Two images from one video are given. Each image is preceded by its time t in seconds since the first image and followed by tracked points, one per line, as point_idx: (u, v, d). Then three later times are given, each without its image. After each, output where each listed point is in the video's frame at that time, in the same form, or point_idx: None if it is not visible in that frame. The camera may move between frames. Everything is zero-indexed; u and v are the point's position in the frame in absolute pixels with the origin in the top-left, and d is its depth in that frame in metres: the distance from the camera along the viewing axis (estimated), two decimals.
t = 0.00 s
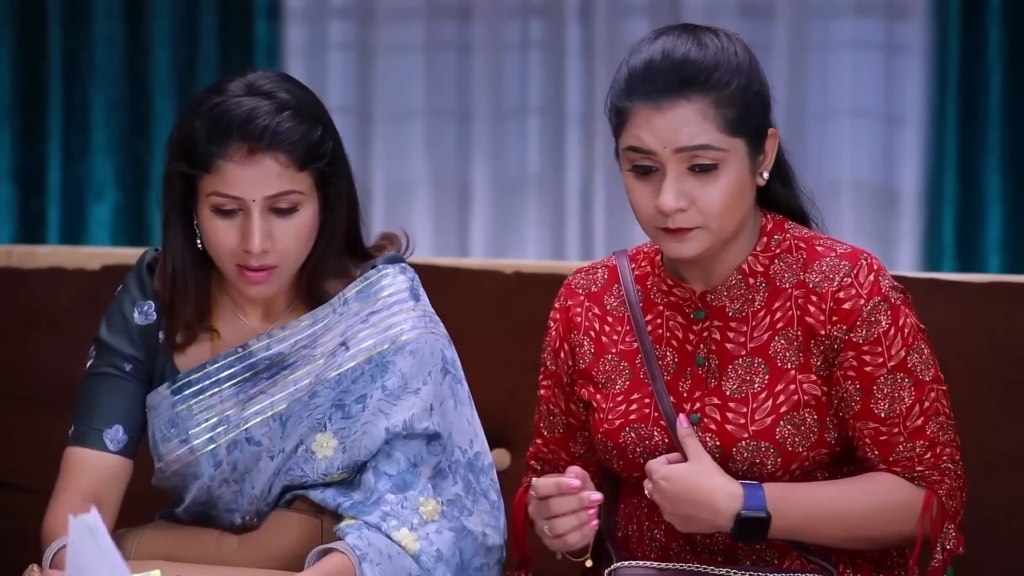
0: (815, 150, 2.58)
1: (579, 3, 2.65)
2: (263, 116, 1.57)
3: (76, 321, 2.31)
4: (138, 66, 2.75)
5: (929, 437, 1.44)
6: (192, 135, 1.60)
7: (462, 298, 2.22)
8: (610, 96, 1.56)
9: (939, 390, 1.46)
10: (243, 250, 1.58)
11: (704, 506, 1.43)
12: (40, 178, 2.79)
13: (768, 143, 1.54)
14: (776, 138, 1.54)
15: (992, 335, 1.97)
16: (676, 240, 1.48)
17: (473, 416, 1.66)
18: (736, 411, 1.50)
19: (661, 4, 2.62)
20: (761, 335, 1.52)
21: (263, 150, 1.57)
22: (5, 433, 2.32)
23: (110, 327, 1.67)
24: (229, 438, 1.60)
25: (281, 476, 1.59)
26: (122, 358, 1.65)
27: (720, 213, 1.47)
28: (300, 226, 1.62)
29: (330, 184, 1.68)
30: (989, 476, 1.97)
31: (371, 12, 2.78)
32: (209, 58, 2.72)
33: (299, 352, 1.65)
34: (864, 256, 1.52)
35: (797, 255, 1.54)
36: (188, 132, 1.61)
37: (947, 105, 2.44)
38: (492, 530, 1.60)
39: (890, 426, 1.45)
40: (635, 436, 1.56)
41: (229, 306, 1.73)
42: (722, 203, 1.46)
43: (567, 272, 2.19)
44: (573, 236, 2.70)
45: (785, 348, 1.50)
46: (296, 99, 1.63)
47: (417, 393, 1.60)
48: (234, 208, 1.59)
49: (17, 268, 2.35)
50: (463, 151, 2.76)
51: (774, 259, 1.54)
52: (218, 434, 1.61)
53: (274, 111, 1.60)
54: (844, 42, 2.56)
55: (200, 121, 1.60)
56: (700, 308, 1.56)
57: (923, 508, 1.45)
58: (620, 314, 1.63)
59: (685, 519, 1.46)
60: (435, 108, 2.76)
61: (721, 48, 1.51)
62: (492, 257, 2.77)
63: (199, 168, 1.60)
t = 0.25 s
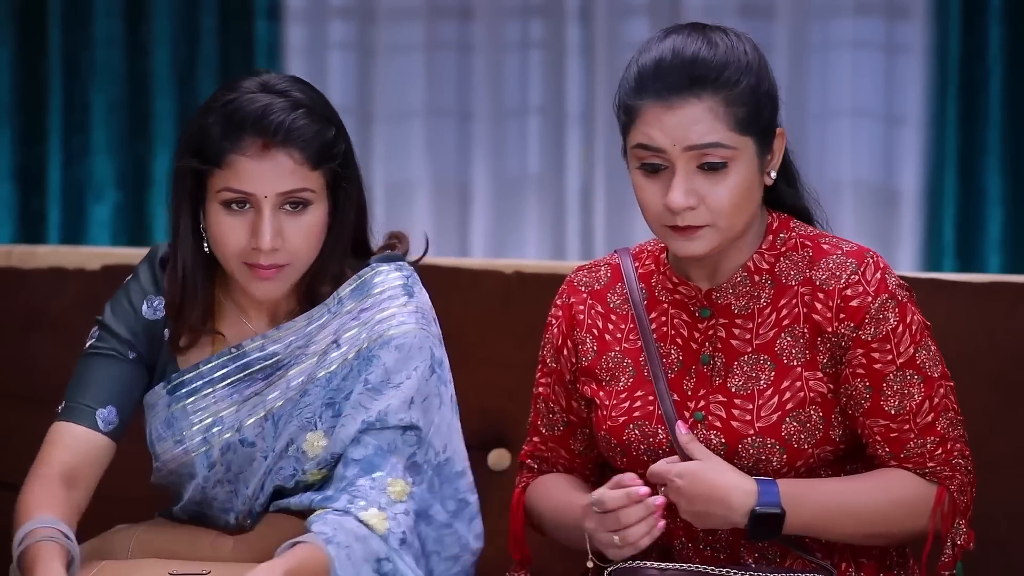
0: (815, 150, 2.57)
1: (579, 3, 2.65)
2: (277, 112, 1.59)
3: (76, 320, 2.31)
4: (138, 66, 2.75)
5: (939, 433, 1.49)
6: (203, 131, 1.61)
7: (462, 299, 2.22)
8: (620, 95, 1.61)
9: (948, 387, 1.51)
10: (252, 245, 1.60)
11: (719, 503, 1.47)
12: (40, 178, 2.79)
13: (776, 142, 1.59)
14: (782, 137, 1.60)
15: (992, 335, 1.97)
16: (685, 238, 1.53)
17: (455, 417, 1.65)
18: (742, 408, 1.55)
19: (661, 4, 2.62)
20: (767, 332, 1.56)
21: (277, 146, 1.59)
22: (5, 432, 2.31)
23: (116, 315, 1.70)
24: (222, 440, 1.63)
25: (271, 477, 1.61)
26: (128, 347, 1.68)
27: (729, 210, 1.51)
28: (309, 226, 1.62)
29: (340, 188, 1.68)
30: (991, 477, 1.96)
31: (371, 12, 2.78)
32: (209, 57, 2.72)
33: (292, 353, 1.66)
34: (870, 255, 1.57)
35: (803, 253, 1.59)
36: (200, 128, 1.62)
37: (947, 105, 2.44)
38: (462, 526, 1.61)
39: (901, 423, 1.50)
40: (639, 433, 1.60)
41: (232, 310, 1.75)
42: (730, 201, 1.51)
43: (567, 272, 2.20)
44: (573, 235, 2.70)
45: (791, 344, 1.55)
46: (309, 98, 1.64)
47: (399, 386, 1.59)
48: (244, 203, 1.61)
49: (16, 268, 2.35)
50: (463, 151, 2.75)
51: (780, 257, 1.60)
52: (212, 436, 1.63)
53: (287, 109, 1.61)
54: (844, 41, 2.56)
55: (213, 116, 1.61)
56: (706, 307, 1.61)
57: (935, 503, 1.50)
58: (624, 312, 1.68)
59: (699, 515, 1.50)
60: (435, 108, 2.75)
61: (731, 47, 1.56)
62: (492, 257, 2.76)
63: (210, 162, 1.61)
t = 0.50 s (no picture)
0: (814, 150, 2.57)
1: (580, 3, 2.65)
2: (272, 111, 1.59)
3: (76, 321, 2.31)
4: (138, 67, 2.75)
5: (950, 428, 1.55)
6: (197, 133, 1.61)
7: (461, 300, 2.21)
8: (630, 88, 1.67)
9: (956, 382, 1.57)
10: (245, 245, 1.58)
11: (733, 510, 1.52)
12: (40, 179, 2.79)
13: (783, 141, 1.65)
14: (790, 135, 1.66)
15: (992, 336, 1.97)
16: (694, 232, 1.59)
17: (449, 448, 1.63)
18: (747, 406, 1.59)
19: (661, 5, 2.63)
20: (772, 330, 1.61)
21: (274, 144, 1.59)
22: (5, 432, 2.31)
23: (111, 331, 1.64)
24: (214, 470, 1.62)
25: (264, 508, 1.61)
26: (127, 365, 1.63)
27: (737, 205, 1.57)
28: (304, 229, 1.62)
29: (333, 195, 1.69)
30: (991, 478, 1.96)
31: (371, 13, 2.78)
32: (209, 58, 2.72)
33: (285, 382, 1.64)
34: (874, 254, 1.62)
35: (807, 252, 1.64)
36: (194, 130, 1.61)
37: (947, 105, 2.44)
38: (460, 558, 1.61)
39: (911, 420, 1.56)
40: (644, 431, 1.63)
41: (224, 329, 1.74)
42: (739, 195, 1.57)
43: (567, 272, 2.20)
44: (573, 236, 2.70)
45: (796, 343, 1.59)
46: (303, 101, 1.65)
47: (393, 421, 1.57)
48: (239, 202, 1.60)
49: (16, 268, 2.35)
50: (463, 152, 2.75)
51: (784, 256, 1.64)
52: (204, 465, 1.62)
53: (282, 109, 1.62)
54: (844, 42, 2.56)
55: (207, 117, 1.61)
56: (710, 305, 1.65)
57: (948, 499, 1.56)
58: (627, 311, 1.71)
59: (714, 523, 1.55)
60: (435, 108, 2.75)
61: (740, 43, 1.62)
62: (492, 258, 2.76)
63: (203, 161, 1.61)
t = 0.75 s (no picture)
0: (814, 149, 2.57)
1: (580, 3, 2.65)
2: (264, 121, 1.58)
3: (76, 321, 2.31)
4: (138, 67, 2.75)
5: (962, 423, 1.55)
6: (190, 143, 1.60)
7: (461, 300, 2.22)
8: (639, 78, 1.69)
9: (965, 377, 1.58)
10: (238, 258, 1.58)
11: (750, 524, 1.53)
12: (40, 180, 2.79)
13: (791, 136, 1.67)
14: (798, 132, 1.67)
15: (992, 337, 1.97)
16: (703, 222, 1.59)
17: (453, 453, 1.63)
18: (751, 403, 1.59)
19: (661, 5, 2.63)
20: (776, 328, 1.61)
21: (265, 155, 1.58)
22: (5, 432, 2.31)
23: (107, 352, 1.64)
24: (220, 481, 1.60)
25: (270, 515, 1.60)
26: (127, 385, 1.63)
27: (745, 195, 1.58)
28: (298, 240, 1.61)
29: (328, 206, 1.67)
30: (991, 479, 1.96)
31: (371, 13, 2.78)
32: (210, 58, 2.72)
33: (286, 391, 1.63)
34: (878, 253, 1.63)
35: (813, 251, 1.65)
36: (187, 140, 1.61)
37: (947, 104, 2.44)
38: (467, 561, 1.61)
39: (922, 416, 1.57)
40: (648, 428, 1.63)
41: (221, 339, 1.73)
42: (747, 184, 1.58)
43: (567, 272, 2.20)
44: (573, 236, 2.70)
45: (800, 341, 1.60)
46: (296, 110, 1.63)
47: (398, 428, 1.57)
48: (231, 216, 1.59)
49: (16, 268, 2.36)
50: (463, 152, 2.75)
51: (790, 253, 1.65)
52: (208, 476, 1.61)
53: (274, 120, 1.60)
54: (844, 42, 2.56)
55: (199, 129, 1.59)
56: (715, 302, 1.66)
57: (962, 493, 1.57)
58: (631, 308, 1.72)
59: (732, 538, 1.56)
60: (435, 108, 2.75)
61: (751, 36, 1.63)
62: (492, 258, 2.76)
63: (196, 174, 1.59)
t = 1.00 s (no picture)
0: (814, 148, 2.57)
1: (579, 2, 2.65)
2: (272, 146, 1.54)
3: (76, 321, 2.31)
4: (138, 67, 2.75)
5: (975, 416, 1.56)
6: (198, 162, 1.57)
7: (461, 300, 2.22)
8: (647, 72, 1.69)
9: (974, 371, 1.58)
10: (240, 280, 1.55)
11: (772, 527, 1.53)
12: (40, 179, 2.79)
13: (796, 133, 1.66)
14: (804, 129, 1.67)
15: (992, 336, 1.97)
16: (707, 217, 1.59)
17: (456, 457, 1.63)
18: (757, 400, 1.59)
19: (661, 5, 2.62)
20: (782, 325, 1.61)
21: (268, 182, 1.54)
22: (5, 431, 2.31)
23: (117, 349, 1.64)
24: (226, 478, 1.62)
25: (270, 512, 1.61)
26: (134, 382, 1.63)
27: (749, 190, 1.58)
28: (302, 261, 1.58)
29: (338, 224, 1.63)
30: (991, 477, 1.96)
31: (371, 13, 2.77)
32: (209, 57, 2.72)
33: (294, 390, 1.63)
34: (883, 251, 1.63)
35: (818, 250, 1.65)
36: (195, 157, 1.58)
37: (946, 104, 2.44)
38: (462, 565, 1.62)
39: (936, 412, 1.57)
40: (653, 426, 1.63)
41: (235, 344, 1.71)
42: (751, 179, 1.58)
43: (567, 271, 2.20)
44: (572, 235, 2.70)
45: (806, 339, 1.60)
46: (309, 131, 1.58)
47: (402, 428, 1.57)
48: (235, 238, 1.56)
49: (16, 268, 2.35)
50: (463, 151, 2.75)
51: (795, 253, 1.65)
52: (215, 473, 1.62)
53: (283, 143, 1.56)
54: (844, 42, 2.55)
55: (206, 148, 1.56)
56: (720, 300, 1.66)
57: (980, 486, 1.57)
58: (636, 306, 1.72)
59: (751, 543, 1.55)
60: (435, 108, 2.75)
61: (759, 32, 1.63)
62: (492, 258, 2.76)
63: (203, 193, 1.57)
